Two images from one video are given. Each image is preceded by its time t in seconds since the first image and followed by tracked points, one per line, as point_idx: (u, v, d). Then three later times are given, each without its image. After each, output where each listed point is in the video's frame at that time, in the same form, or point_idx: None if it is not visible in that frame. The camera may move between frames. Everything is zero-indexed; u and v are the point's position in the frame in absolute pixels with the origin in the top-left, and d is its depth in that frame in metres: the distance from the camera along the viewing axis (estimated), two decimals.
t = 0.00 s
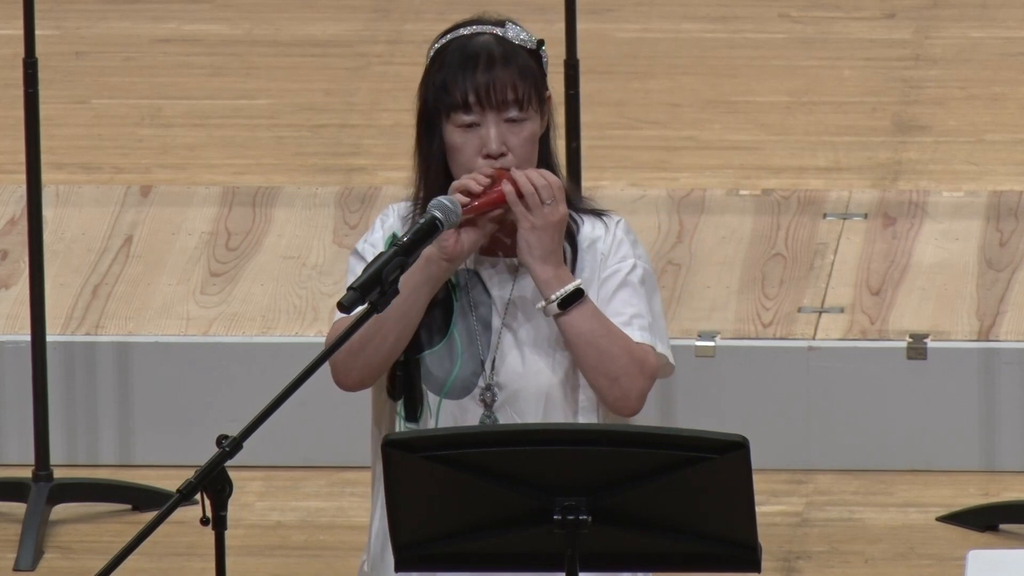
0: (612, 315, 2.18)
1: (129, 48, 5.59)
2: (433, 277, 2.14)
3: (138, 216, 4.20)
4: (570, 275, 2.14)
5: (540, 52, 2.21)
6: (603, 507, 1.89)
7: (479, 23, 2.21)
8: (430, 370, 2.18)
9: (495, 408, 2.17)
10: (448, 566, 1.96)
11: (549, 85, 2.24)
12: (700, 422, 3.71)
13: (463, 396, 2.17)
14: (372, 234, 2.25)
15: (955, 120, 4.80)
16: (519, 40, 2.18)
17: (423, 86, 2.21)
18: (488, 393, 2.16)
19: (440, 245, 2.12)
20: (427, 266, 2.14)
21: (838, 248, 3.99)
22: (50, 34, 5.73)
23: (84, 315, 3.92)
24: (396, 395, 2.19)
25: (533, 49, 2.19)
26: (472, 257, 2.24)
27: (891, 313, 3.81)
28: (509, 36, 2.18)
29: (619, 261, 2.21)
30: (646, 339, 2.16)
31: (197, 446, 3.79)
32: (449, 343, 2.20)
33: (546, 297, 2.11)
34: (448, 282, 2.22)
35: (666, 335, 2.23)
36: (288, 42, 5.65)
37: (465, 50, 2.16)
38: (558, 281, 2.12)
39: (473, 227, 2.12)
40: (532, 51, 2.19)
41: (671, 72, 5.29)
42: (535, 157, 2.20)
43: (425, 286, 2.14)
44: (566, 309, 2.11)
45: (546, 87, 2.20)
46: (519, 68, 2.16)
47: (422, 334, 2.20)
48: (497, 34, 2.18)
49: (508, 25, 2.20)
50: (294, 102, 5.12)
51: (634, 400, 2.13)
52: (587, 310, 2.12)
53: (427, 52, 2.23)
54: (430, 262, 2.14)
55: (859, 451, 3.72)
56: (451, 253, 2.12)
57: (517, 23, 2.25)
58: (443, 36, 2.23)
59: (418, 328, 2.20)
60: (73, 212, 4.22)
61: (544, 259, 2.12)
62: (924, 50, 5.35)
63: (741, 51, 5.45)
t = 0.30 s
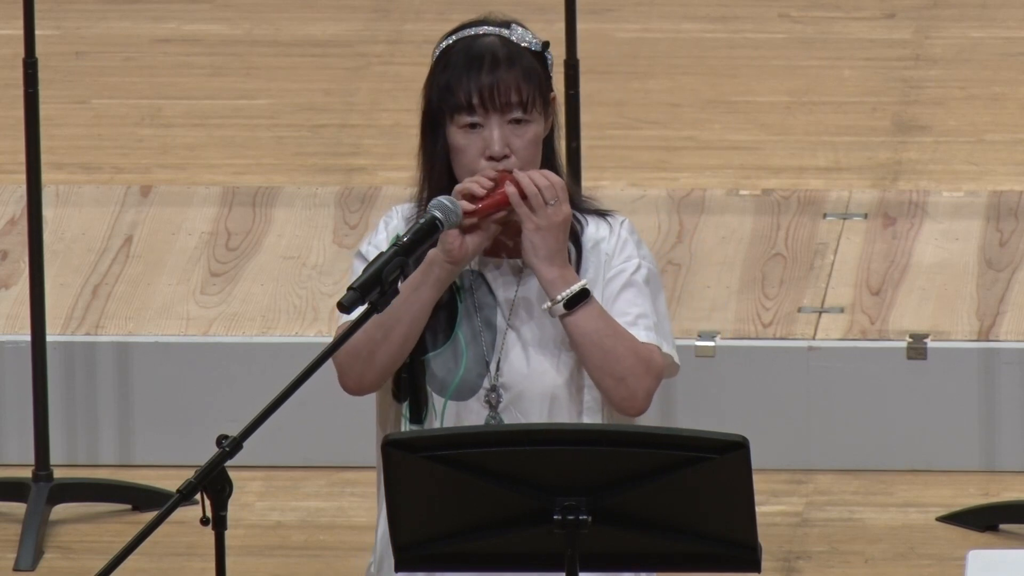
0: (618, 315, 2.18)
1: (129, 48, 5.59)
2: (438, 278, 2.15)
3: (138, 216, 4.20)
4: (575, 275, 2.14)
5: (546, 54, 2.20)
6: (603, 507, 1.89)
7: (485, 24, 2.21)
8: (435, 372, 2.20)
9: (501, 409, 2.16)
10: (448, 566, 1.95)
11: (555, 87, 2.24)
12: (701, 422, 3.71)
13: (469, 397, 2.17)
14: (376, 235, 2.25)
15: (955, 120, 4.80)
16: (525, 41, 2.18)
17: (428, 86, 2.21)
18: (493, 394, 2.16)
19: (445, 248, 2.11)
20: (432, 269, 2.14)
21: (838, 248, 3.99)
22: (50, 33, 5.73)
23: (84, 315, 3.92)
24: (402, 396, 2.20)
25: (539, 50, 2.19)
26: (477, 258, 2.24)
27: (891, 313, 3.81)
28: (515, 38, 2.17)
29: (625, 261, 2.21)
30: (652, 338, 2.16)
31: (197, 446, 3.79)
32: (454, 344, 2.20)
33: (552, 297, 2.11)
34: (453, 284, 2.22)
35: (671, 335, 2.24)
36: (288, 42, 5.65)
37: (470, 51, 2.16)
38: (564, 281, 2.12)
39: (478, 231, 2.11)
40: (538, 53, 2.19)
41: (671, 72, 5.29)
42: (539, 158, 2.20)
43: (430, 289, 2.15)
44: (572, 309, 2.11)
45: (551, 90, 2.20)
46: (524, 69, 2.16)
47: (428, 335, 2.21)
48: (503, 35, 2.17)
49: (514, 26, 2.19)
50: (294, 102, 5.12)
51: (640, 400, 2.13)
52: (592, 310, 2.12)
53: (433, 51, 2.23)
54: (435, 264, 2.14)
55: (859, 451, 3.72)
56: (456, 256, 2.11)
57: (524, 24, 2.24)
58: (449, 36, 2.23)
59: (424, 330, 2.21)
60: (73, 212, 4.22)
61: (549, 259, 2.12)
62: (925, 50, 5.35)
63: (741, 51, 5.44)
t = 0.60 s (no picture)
0: (628, 314, 2.18)
1: (129, 47, 5.59)
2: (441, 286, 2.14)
3: (138, 216, 4.20)
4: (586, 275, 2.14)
5: (548, 61, 2.19)
6: (603, 507, 1.89)
7: (487, 30, 2.19)
8: (439, 371, 2.20)
9: (505, 406, 2.17)
10: (448, 566, 1.96)
11: (558, 92, 2.22)
12: (701, 422, 3.71)
13: (473, 394, 2.17)
14: (379, 237, 2.25)
15: (955, 120, 4.80)
16: (525, 49, 2.16)
17: (430, 92, 2.21)
18: (498, 390, 2.16)
19: (449, 256, 2.11)
20: (434, 277, 2.14)
21: (838, 248, 3.99)
22: (50, 33, 5.73)
23: (84, 315, 3.92)
24: (403, 397, 2.22)
25: (540, 58, 2.17)
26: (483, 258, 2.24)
27: (891, 313, 3.81)
28: (516, 46, 2.16)
29: (632, 260, 2.21)
30: (663, 336, 2.17)
31: (197, 446, 3.79)
32: (458, 342, 2.20)
33: (564, 297, 2.11)
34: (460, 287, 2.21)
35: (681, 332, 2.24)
36: (288, 42, 5.65)
37: (469, 59, 2.15)
38: (575, 281, 2.12)
39: (481, 238, 2.11)
40: (539, 60, 2.18)
41: (671, 72, 5.29)
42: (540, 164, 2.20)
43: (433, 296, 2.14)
44: (583, 308, 2.11)
45: (552, 96, 2.19)
46: (524, 78, 2.14)
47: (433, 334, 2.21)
48: (504, 43, 2.16)
49: (517, 34, 2.18)
50: (294, 102, 5.12)
51: (653, 399, 2.13)
52: (604, 309, 2.12)
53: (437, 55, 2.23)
54: (437, 273, 2.13)
55: (859, 451, 3.72)
56: (459, 264, 2.11)
57: (528, 28, 2.23)
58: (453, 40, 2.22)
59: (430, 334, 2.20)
60: (73, 212, 4.22)
61: (558, 259, 2.12)
62: (925, 50, 5.35)
63: (741, 51, 5.44)
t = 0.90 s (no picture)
0: (625, 324, 2.18)
1: (129, 48, 5.59)
2: (445, 283, 2.14)
3: (138, 216, 4.20)
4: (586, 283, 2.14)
5: (552, 57, 2.20)
6: (603, 507, 1.89)
7: (489, 29, 2.19)
8: (443, 370, 2.19)
9: (509, 406, 2.16)
10: (448, 566, 1.96)
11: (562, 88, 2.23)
12: (701, 422, 3.71)
13: (477, 394, 2.16)
14: (382, 237, 2.25)
15: (955, 120, 4.80)
16: (531, 47, 2.17)
17: (436, 94, 2.20)
18: (503, 390, 2.15)
19: (457, 255, 2.12)
20: (439, 274, 2.14)
21: (838, 248, 3.99)
22: (50, 34, 5.73)
23: (84, 315, 3.92)
24: (408, 398, 2.22)
25: (545, 55, 2.18)
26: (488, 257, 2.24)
27: (891, 313, 3.81)
28: (522, 44, 2.16)
29: (635, 267, 2.20)
30: (657, 349, 2.16)
31: (197, 446, 3.79)
32: (462, 342, 2.20)
33: (561, 305, 2.12)
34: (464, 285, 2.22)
35: (680, 340, 2.23)
36: (288, 42, 5.65)
37: (477, 60, 2.14)
38: (574, 290, 2.12)
39: (488, 236, 2.12)
40: (544, 57, 2.18)
41: (671, 72, 5.29)
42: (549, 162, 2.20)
43: (437, 292, 2.14)
44: (580, 318, 2.11)
45: (558, 93, 2.19)
46: (532, 76, 2.14)
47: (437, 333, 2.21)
48: (510, 42, 2.16)
49: (520, 32, 2.18)
50: (294, 102, 5.12)
51: (641, 412, 2.13)
52: (601, 320, 2.12)
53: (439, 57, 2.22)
54: (442, 270, 2.14)
55: (859, 451, 3.72)
56: (466, 262, 2.12)
57: (528, 25, 2.23)
58: (455, 41, 2.22)
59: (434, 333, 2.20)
60: (73, 212, 4.22)
61: (561, 267, 2.12)
62: (925, 50, 5.35)
63: (741, 51, 5.44)
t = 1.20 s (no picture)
0: (624, 318, 2.17)
1: (129, 48, 5.59)
2: (447, 279, 2.14)
3: (138, 216, 4.20)
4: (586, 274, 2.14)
5: (556, 52, 2.20)
6: (603, 507, 1.89)
7: (495, 23, 2.21)
8: (444, 373, 2.19)
9: (510, 409, 2.16)
10: (448, 566, 1.96)
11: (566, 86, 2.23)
12: (701, 422, 3.71)
13: (477, 398, 2.17)
14: (385, 237, 2.25)
15: (955, 120, 4.80)
16: (535, 39, 2.18)
17: (440, 85, 2.21)
18: (503, 393, 2.15)
19: (457, 248, 2.11)
20: (440, 269, 2.14)
21: (838, 248, 3.99)
22: (50, 33, 5.73)
23: (84, 316, 3.92)
24: (410, 398, 2.21)
25: (549, 48, 2.19)
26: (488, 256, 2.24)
27: (891, 313, 3.81)
28: (525, 35, 2.17)
29: (635, 265, 2.21)
30: (656, 343, 2.16)
31: (197, 446, 3.79)
32: (463, 345, 2.20)
33: (561, 296, 2.11)
34: (463, 284, 2.22)
35: (678, 339, 2.23)
36: (288, 42, 5.65)
37: (480, 48, 2.16)
38: (574, 281, 2.12)
39: (488, 229, 2.12)
40: (547, 51, 2.19)
41: (671, 72, 5.29)
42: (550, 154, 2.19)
43: (438, 288, 2.14)
44: (581, 308, 2.10)
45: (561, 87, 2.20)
46: (533, 66, 2.15)
47: (438, 335, 2.22)
48: (513, 33, 2.17)
49: (524, 24, 2.20)
50: (294, 102, 5.12)
51: (641, 405, 2.12)
52: (601, 311, 2.11)
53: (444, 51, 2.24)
54: (444, 265, 2.14)
55: (859, 451, 3.72)
56: (466, 253, 2.11)
57: (533, 22, 2.24)
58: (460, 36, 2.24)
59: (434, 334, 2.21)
60: (73, 212, 4.22)
61: (560, 258, 2.12)
62: (924, 50, 5.35)
63: (740, 51, 5.44)
